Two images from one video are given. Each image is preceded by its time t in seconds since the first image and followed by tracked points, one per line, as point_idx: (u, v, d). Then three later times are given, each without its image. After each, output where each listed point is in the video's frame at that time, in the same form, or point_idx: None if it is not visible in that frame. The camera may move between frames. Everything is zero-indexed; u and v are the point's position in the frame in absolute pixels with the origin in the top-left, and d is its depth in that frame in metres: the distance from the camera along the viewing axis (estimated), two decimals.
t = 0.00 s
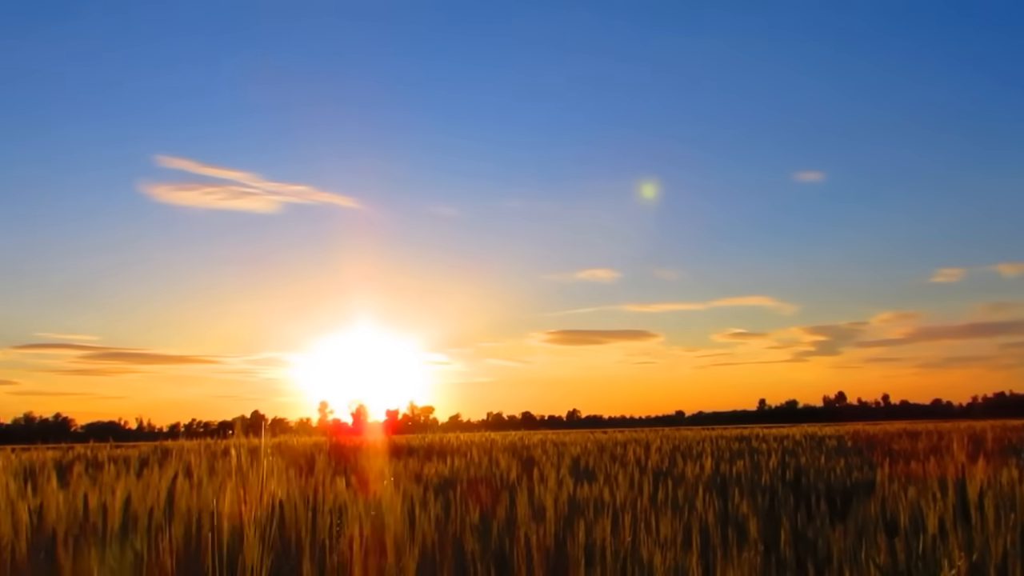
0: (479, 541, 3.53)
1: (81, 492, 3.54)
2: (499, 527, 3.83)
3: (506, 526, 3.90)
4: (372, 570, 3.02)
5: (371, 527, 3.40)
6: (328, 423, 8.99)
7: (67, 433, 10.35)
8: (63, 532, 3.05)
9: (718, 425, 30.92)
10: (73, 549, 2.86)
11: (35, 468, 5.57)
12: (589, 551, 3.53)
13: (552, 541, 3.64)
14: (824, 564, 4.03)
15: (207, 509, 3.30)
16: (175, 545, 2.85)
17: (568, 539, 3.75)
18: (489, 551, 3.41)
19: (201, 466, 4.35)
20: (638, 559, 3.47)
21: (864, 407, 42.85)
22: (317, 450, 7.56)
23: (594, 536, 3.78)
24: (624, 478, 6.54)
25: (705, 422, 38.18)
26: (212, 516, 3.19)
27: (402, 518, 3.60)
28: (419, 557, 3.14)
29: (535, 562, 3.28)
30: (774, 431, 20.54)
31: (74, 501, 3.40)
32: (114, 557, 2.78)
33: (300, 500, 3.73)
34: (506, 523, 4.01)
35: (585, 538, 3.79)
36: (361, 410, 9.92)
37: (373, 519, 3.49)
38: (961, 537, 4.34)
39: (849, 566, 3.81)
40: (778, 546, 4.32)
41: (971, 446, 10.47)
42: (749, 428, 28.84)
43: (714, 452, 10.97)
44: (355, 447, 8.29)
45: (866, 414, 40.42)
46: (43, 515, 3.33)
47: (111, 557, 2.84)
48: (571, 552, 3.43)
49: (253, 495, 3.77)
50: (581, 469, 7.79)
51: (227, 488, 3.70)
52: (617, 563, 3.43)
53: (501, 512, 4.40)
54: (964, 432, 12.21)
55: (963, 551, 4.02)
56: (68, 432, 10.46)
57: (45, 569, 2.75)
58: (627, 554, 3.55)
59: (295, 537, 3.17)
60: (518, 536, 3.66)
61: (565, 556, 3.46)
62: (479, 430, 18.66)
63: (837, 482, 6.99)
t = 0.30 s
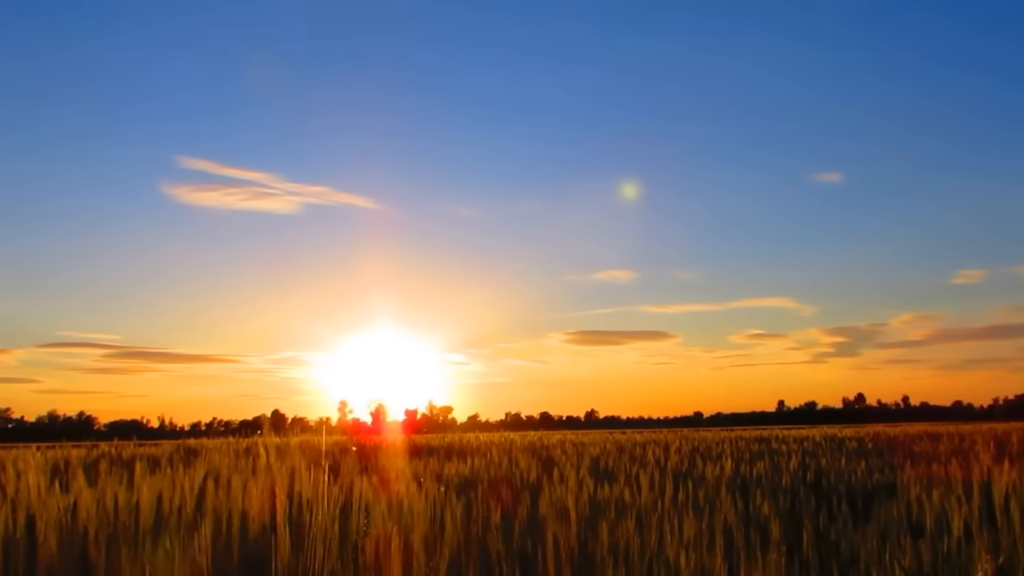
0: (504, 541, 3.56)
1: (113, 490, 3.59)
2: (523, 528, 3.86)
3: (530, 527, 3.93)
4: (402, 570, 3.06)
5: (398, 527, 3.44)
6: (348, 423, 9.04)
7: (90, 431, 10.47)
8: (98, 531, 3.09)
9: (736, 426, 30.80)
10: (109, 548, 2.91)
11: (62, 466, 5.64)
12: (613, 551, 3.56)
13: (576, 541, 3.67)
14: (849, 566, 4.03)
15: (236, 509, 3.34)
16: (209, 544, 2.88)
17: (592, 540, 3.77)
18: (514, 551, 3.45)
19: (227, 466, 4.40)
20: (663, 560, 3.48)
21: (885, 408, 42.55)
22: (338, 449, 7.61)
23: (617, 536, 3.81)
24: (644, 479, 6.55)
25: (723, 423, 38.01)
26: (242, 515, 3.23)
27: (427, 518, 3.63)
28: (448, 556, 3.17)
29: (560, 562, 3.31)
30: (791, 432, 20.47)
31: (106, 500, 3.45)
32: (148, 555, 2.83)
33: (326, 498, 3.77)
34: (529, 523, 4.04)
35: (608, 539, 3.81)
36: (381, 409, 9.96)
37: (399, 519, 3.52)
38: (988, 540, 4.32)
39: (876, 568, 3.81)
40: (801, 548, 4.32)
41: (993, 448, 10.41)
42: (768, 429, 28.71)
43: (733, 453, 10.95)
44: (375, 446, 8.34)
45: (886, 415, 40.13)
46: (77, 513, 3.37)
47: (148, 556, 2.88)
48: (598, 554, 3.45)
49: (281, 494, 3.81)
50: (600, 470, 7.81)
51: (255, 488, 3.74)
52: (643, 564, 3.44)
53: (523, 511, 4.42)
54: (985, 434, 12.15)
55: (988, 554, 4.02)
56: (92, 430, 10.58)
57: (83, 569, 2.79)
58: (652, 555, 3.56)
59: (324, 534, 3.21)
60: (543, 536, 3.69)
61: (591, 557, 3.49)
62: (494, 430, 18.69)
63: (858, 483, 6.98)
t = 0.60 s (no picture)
0: (524, 543, 3.59)
1: (140, 490, 3.63)
2: (541, 529, 3.89)
3: (546, 528, 3.96)
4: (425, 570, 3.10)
5: (419, 530, 3.48)
6: (365, 423, 9.09)
7: (110, 431, 10.57)
8: (126, 531, 3.15)
9: (752, 426, 30.73)
10: (140, 549, 2.95)
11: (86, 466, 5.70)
12: (632, 551, 3.59)
13: (594, 542, 3.69)
14: (871, 568, 4.03)
15: (260, 510, 3.39)
16: (237, 543, 2.92)
17: (613, 541, 3.79)
18: (534, 552, 3.48)
19: (247, 467, 4.45)
20: (681, 560, 3.51)
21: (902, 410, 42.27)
22: (354, 449, 7.64)
23: (634, 537, 3.84)
24: (660, 480, 6.56)
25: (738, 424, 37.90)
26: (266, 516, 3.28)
27: (447, 518, 3.67)
28: (469, 557, 3.21)
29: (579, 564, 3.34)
30: (808, 433, 20.40)
31: (133, 501, 3.50)
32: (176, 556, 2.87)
33: (347, 498, 3.81)
34: (547, 524, 4.08)
35: (626, 540, 3.83)
36: (396, 409, 9.98)
37: (419, 519, 3.56)
38: (1012, 542, 4.31)
39: (896, 570, 3.81)
40: (820, 550, 4.33)
41: (1012, 449, 10.34)
42: (784, 430, 28.60)
43: (749, 455, 10.91)
44: (391, 446, 8.38)
45: (904, 417, 39.85)
46: (104, 513, 3.43)
47: (178, 556, 2.92)
48: (619, 556, 3.47)
49: (303, 495, 3.85)
50: (616, 471, 7.82)
51: (278, 489, 3.78)
52: (665, 564, 3.47)
53: (541, 512, 4.45)
54: (1003, 436, 12.06)
55: (1010, 556, 4.02)
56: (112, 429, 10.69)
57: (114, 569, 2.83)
58: (675, 555, 3.58)
59: (346, 532, 3.26)
60: (563, 539, 3.70)
61: (611, 558, 3.51)
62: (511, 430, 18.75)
63: (875, 485, 6.96)
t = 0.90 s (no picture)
0: (543, 544, 3.61)
1: (164, 491, 3.69)
2: (558, 530, 3.92)
3: (564, 529, 3.99)
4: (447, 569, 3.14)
5: (439, 530, 3.52)
6: (380, 424, 9.14)
7: (129, 432, 10.69)
8: (152, 531, 3.20)
9: (768, 427, 30.65)
10: (167, 549, 3.00)
11: (109, 466, 5.77)
12: (650, 551, 3.61)
13: (612, 542, 3.72)
14: (892, 570, 4.03)
15: (283, 510, 3.44)
16: (261, 544, 2.97)
17: (632, 542, 3.81)
18: (553, 552, 3.51)
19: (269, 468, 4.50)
20: (699, 561, 3.53)
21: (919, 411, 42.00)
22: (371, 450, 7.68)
23: (652, 537, 3.86)
24: (677, 481, 6.57)
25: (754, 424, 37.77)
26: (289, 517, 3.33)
27: (466, 519, 3.70)
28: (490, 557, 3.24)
29: (597, 565, 3.37)
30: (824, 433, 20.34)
31: (158, 502, 3.56)
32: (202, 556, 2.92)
33: (368, 498, 3.85)
34: (566, 525, 4.10)
35: (644, 540, 3.85)
36: (412, 410, 10.03)
37: (439, 519, 3.60)
38: None
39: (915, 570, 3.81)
40: (839, 551, 4.33)
41: None
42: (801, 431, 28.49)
43: (766, 456, 10.89)
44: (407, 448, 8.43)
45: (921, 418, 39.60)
46: (130, 513, 3.49)
47: (203, 556, 2.97)
48: (638, 557, 3.49)
49: (325, 495, 3.89)
50: (632, 472, 7.83)
51: (300, 490, 3.83)
52: (687, 565, 3.48)
53: (558, 513, 4.48)
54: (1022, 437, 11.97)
55: None
56: (131, 431, 10.78)
57: (142, 569, 2.88)
58: (696, 555, 3.59)
59: (368, 532, 3.30)
60: (581, 540, 3.73)
61: (630, 559, 3.53)
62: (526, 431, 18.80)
63: (893, 486, 6.95)
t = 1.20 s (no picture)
0: (564, 544, 3.64)
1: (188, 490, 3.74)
2: (577, 529, 3.95)
3: (583, 528, 4.02)
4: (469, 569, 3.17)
5: (460, 530, 3.56)
6: (396, 424, 9.19)
7: (147, 433, 10.77)
8: (179, 531, 3.25)
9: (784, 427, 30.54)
10: (192, 548, 3.05)
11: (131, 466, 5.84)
12: (669, 550, 3.64)
13: (630, 541, 3.75)
14: (912, 570, 4.03)
15: (305, 510, 3.48)
16: (284, 544, 3.01)
17: (652, 542, 3.84)
18: (573, 552, 3.55)
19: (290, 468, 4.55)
20: (717, 561, 3.55)
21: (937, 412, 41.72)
22: (388, 450, 7.73)
23: (670, 537, 3.88)
24: (693, 482, 6.58)
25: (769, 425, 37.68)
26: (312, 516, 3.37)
27: (486, 518, 3.74)
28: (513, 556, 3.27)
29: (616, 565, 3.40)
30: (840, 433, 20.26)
31: (182, 502, 3.61)
32: (228, 556, 2.96)
33: (389, 498, 3.89)
34: (584, 525, 4.14)
35: (662, 540, 3.88)
36: (426, 411, 10.07)
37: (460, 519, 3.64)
38: None
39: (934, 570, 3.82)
40: (858, 553, 4.34)
41: None
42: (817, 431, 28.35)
43: (782, 457, 10.87)
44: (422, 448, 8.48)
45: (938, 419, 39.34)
46: (155, 513, 3.53)
47: (229, 555, 3.01)
48: (657, 556, 3.53)
49: (346, 495, 3.93)
50: (648, 472, 7.84)
51: (322, 490, 3.87)
52: (708, 565, 3.50)
53: (575, 513, 4.51)
54: None
55: None
56: (149, 431, 10.88)
57: (168, 568, 2.93)
58: (716, 556, 3.61)
59: (391, 531, 3.33)
60: (599, 540, 3.76)
61: (649, 558, 3.56)
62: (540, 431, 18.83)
63: (910, 487, 6.94)
